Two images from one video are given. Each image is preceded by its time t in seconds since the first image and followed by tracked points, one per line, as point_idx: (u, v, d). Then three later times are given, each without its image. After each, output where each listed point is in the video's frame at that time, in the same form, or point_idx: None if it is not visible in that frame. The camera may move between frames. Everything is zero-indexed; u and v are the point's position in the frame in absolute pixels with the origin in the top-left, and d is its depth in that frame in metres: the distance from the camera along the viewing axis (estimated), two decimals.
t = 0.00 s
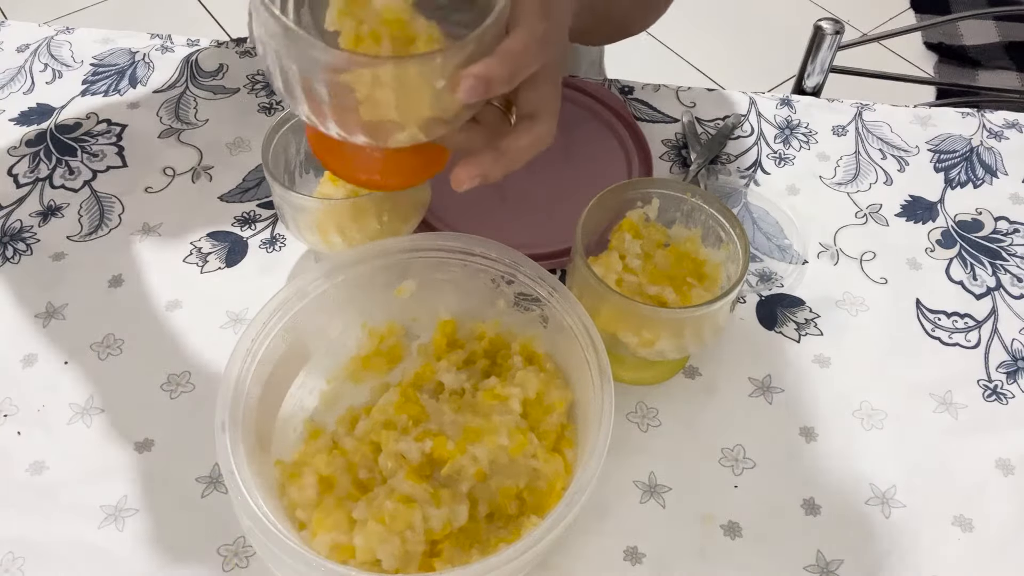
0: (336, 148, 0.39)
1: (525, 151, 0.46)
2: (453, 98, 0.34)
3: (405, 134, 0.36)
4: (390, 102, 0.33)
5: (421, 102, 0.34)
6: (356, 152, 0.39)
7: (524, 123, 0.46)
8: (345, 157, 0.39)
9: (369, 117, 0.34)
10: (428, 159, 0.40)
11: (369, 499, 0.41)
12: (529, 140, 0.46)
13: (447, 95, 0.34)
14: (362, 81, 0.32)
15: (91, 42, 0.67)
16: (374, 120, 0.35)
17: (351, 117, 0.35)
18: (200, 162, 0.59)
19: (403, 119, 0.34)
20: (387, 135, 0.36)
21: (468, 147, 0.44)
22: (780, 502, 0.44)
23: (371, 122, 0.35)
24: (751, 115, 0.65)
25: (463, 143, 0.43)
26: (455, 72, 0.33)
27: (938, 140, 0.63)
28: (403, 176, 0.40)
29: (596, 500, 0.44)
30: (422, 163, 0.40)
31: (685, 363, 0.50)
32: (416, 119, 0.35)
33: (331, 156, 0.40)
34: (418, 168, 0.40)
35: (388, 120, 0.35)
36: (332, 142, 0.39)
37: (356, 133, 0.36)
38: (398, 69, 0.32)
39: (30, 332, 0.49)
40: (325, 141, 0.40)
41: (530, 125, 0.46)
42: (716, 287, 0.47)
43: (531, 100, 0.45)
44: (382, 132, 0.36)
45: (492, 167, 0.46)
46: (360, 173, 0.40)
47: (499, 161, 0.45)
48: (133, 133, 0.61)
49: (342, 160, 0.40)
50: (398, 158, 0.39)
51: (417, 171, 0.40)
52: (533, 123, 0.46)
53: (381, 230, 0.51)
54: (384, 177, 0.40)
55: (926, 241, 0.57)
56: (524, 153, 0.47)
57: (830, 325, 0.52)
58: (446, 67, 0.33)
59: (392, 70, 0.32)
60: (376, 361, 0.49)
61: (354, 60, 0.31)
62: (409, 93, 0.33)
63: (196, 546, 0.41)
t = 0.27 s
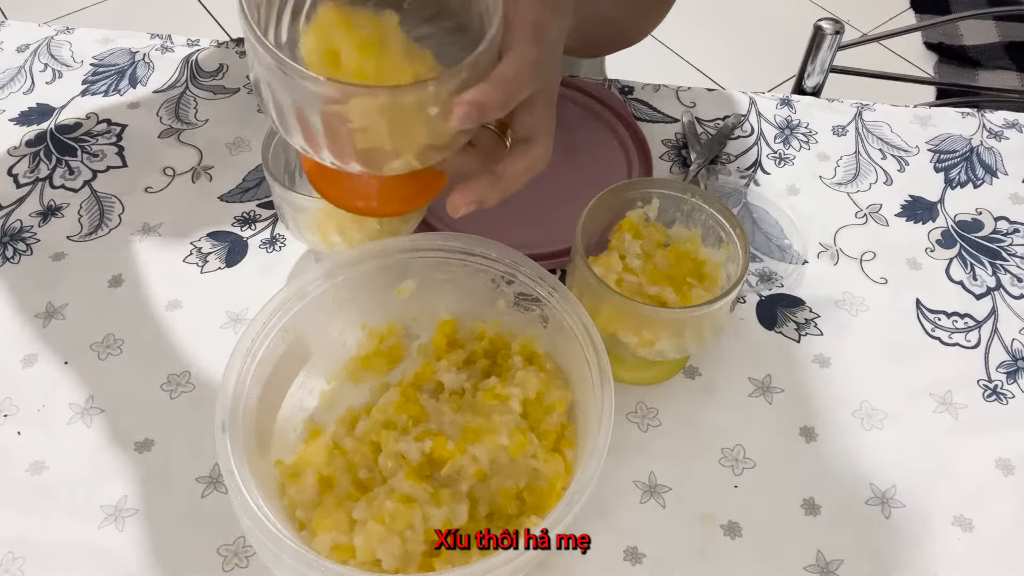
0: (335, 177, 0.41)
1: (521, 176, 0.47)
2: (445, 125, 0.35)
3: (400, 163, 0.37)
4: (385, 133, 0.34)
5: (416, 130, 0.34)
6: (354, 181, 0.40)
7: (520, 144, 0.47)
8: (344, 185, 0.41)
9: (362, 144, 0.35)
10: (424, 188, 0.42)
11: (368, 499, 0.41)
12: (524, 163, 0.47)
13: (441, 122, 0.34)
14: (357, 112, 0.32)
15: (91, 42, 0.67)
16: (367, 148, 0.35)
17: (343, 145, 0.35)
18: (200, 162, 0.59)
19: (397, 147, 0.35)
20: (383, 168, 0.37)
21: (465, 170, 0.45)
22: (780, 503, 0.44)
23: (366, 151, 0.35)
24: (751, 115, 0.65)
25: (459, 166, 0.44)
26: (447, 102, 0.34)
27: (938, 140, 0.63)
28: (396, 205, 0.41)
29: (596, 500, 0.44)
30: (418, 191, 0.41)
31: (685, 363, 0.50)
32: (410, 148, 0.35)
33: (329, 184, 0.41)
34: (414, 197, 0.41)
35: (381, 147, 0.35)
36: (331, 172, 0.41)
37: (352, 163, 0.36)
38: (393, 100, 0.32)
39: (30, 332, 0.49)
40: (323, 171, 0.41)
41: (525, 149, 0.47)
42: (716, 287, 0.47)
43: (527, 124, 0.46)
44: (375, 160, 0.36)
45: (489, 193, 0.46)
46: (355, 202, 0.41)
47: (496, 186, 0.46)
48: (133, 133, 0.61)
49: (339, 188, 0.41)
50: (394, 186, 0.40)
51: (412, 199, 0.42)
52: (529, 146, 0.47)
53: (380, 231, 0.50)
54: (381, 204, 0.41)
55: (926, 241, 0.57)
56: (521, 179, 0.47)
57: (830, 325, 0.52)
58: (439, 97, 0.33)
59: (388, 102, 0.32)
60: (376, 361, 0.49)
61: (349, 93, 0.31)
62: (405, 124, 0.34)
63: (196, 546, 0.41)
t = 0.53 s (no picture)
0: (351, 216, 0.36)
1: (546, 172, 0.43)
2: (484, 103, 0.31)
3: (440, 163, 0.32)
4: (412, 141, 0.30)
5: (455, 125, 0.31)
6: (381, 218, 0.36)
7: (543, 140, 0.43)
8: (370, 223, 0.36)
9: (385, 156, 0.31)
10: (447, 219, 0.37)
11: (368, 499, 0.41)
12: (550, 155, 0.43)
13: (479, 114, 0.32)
14: (376, 102, 0.29)
15: (91, 42, 0.67)
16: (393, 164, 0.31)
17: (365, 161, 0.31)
18: (200, 162, 0.59)
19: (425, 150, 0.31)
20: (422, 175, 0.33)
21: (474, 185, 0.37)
22: (781, 503, 0.44)
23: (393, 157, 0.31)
24: (751, 115, 0.65)
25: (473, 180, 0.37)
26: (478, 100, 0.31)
27: (938, 140, 0.63)
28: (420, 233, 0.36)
29: (595, 500, 0.44)
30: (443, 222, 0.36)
31: (685, 363, 0.50)
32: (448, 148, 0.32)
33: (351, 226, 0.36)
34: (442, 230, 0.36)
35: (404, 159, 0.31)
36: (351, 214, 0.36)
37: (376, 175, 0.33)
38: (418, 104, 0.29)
39: (30, 332, 0.50)
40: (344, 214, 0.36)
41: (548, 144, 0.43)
42: (716, 287, 0.47)
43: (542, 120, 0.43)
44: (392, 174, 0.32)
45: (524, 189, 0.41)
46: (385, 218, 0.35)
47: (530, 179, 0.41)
48: (133, 133, 0.61)
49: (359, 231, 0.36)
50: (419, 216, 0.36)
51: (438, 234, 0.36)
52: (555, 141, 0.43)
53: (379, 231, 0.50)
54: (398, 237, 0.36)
55: (926, 241, 0.57)
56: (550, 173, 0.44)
57: (830, 325, 0.52)
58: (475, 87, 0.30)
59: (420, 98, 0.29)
60: (376, 361, 0.49)
61: (370, 78, 0.28)
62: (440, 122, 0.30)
63: (196, 546, 0.41)
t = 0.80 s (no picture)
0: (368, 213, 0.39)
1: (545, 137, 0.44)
2: (503, 52, 0.33)
3: (462, 125, 0.35)
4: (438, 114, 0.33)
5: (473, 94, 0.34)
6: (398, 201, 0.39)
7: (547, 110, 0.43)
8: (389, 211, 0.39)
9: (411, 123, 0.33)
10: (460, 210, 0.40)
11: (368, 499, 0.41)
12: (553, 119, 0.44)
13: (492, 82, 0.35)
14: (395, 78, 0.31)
15: (91, 42, 0.67)
16: (417, 131, 0.34)
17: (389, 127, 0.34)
18: (200, 162, 0.59)
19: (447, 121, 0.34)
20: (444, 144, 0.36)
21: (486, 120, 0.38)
22: (781, 503, 0.44)
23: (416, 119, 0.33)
24: (751, 115, 0.65)
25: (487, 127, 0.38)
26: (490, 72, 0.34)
27: (938, 140, 0.63)
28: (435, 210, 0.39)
29: (595, 500, 0.44)
30: (459, 208, 0.40)
31: (685, 363, 0.50)
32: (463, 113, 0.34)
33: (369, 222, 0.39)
34: (455, 216, 0.40)
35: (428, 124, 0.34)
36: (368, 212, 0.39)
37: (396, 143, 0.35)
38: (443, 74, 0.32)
39: (30, 332, 0.50)
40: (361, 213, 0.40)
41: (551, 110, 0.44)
42: (716, 287, 0.47)
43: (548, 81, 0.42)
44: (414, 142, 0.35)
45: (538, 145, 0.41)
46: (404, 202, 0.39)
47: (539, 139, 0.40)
48: (133, 133, 0.61)
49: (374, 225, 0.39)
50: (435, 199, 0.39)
51: (455, 216, 0.39)
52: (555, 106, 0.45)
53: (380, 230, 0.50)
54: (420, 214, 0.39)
55: (926, 241, 0.57)
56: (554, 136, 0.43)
57: (830, 325, 0.52)
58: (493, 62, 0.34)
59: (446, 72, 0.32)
60: (377, 361, 0.49)
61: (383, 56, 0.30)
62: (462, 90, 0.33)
63: (196, 546, 0.41)
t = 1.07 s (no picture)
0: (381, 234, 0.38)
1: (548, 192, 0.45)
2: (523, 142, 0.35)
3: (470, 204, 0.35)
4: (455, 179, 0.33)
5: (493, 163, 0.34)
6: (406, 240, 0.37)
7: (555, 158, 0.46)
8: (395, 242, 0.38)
9: (425, 186, 0.33)
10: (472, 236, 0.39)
11: (368, 499, 0.41)
12: (560, 176, 0.46)
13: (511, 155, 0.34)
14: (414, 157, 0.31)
15: (91, 42, 0.67)
16: (424, 197, 0.33)
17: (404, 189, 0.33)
18: (200, 162, 0.59)
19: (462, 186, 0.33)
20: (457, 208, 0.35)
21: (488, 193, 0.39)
22: (780, 503, 0.44)
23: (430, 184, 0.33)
24: (751, 115, 0.65)
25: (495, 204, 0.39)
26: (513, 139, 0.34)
27: (938, 140, 0.63)
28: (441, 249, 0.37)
29: (595, 499, 0.44)
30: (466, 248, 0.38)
31: (685, 363, 0.50)
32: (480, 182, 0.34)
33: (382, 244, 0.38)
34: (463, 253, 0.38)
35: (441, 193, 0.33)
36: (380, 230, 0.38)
37: (408, 207, 0.34)
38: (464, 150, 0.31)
39: (30, 332, 0.50)
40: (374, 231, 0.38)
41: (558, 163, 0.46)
42: (716, 288, 0.47)
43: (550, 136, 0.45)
44: (424, 207, 0.34)
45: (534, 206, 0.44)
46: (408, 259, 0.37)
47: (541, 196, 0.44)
48: (134, 133, 0.61)
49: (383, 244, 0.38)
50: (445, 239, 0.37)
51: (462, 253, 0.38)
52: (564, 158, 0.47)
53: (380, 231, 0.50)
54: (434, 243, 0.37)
55: (926, 241, 0.57)
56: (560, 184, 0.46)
57: (830, 325, 0.52)
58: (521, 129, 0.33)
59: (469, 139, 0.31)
60: (377, 361, 0.49)
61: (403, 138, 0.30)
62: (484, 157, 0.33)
63: (196, 547, 0.41)
